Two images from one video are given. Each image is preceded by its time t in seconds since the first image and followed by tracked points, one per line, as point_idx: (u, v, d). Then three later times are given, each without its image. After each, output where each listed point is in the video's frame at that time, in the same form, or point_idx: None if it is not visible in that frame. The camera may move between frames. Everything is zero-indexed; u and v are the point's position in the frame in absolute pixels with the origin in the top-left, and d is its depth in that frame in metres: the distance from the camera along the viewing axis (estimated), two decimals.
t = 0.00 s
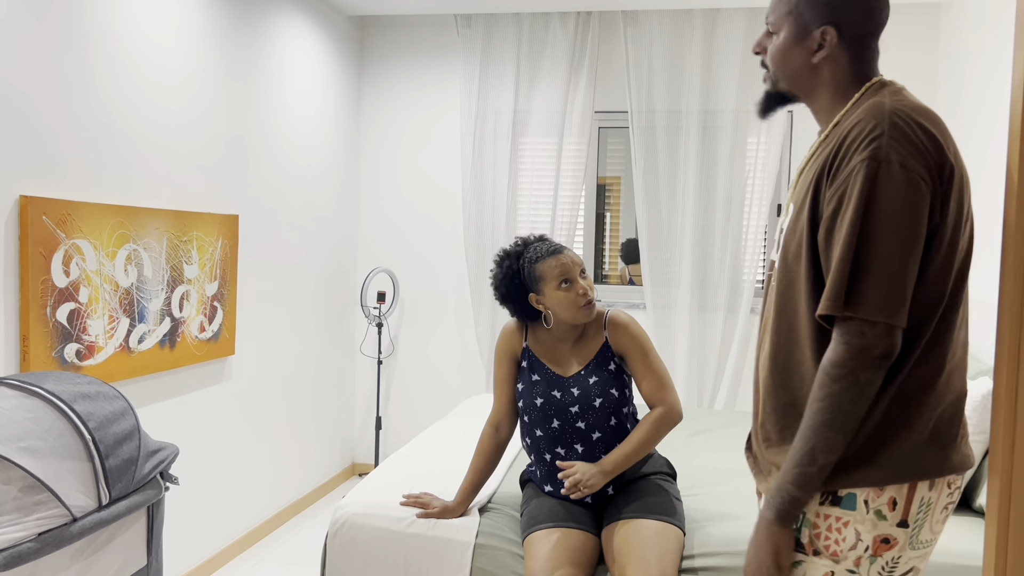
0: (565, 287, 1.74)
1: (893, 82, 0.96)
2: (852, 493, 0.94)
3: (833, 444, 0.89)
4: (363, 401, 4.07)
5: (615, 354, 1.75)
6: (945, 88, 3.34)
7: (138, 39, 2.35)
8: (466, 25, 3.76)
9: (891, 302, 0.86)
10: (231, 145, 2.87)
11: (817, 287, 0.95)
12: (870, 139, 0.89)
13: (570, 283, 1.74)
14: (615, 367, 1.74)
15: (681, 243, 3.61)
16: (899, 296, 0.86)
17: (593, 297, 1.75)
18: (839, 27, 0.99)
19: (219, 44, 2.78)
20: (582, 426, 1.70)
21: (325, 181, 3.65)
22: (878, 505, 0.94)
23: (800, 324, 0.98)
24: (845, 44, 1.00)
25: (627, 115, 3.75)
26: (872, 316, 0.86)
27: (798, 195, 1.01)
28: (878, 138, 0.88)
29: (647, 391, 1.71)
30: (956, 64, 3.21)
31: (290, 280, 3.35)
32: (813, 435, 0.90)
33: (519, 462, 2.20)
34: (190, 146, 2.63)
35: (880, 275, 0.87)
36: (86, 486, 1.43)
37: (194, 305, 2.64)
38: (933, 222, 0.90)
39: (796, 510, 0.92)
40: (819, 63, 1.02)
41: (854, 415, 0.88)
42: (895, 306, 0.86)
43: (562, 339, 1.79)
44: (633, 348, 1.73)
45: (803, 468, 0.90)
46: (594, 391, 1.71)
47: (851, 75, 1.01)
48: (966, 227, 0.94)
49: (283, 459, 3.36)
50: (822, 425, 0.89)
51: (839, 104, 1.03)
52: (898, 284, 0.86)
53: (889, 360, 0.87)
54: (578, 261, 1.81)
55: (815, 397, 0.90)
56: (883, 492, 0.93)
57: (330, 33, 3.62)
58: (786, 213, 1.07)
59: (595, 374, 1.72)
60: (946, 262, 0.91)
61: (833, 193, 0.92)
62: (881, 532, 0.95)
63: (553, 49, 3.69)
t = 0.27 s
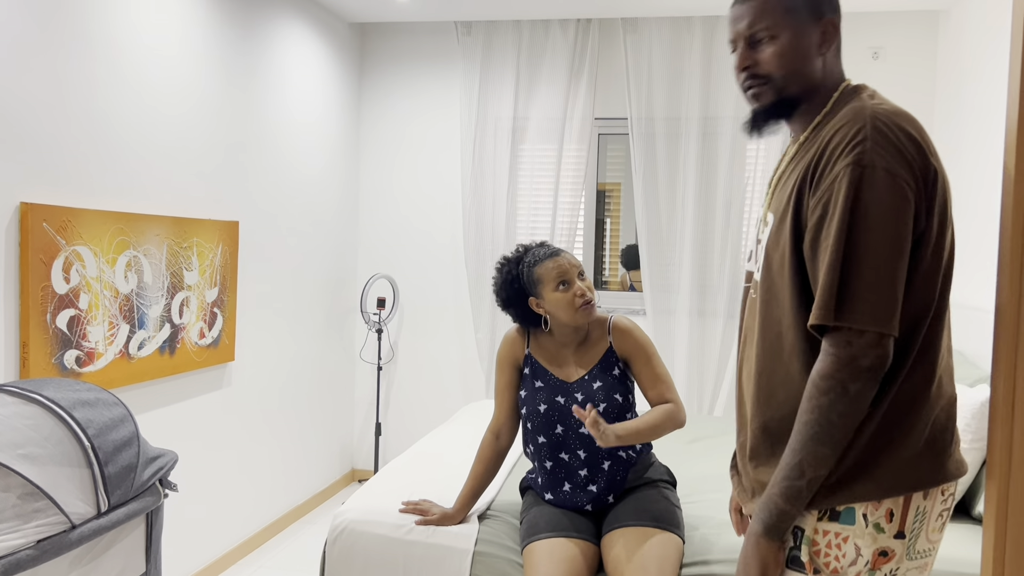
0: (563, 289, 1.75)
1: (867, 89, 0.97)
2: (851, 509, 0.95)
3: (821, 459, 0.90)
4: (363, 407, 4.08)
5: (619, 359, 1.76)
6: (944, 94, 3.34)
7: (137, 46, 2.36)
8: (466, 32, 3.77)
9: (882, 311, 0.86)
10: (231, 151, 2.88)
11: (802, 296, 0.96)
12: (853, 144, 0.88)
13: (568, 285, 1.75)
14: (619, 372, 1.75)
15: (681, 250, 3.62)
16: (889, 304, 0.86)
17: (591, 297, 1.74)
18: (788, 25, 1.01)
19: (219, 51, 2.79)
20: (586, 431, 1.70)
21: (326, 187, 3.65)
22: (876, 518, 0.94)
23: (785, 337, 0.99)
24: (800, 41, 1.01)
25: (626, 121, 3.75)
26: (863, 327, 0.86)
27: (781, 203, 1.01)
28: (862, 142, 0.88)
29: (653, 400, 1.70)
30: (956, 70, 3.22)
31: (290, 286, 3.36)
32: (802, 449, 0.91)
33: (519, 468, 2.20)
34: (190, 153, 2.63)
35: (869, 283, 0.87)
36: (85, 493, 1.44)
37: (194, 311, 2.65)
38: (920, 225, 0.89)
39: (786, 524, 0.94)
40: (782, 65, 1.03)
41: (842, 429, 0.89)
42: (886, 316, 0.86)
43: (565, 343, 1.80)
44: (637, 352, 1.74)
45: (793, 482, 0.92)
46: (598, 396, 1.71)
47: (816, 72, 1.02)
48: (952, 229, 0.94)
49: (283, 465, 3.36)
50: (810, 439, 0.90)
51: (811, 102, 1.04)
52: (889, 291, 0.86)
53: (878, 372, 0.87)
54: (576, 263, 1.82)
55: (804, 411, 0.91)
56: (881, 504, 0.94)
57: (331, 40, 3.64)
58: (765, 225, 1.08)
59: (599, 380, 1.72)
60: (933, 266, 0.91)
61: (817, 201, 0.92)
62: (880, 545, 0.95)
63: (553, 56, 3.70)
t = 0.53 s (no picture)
0: (565, 303, 1.75)
1: (834, 93, 0.98)
2: (841, 520, 0.95)
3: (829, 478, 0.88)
4: (363, 412, 4.08)
5: (621, 366, 1.77)
6: (944, 101, 3.35)
7: (138, 55, 2.37)
8: (467, 39, 3.78)
9: (878, 323, 0.85)
10: (232, 157, 2.88)
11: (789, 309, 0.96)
12: (832, 154, 0.88)
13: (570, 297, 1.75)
14: (620, 378, 1.76)
15: (681, 256, 3.62)
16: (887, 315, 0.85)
17: (593, 309, 1.75)
18: (725, 46, 1.07)
19: (220, 58, 2.80)
20: (588, 437, 1.70)
21: (326, 194, 3.66)
22: (866, 528, 0.95)
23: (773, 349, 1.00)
24: (738, 58, 1.06)
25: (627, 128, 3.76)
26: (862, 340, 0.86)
27: (755, 218, 1.00)
28: (840, 151, 0.88)
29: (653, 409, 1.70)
30: (955, 76, 3.22)
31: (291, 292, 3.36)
32: (808, 470, 0.89)
33: (519, 475, 2.20)
34: (190, 162, 2.64)
35: (865, 295, 0.86)
36: (85, 499, 1.44)
37: (194, 317, 2.65)
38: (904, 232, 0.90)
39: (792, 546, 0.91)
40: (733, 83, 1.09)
41: (847, 447, 0.87)
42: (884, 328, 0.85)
43: (566, 351, 1.80)
44: (637, 359, 1.75)
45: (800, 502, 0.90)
46: (600, 403, 1.72)
47: (762, 83, 1.05)
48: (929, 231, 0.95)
49: (283, 471, 3.36)
50: (818, 458, 0.88)
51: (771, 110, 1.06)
52: (885, 302, 0.86)
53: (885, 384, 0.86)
54: (577, 275, 1.83)
55: (807, 430, 0.89)
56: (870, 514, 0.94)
57: (332, 47, 3.65)
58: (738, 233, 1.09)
59: (600, 387, 1.73)
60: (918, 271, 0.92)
61: (800, 215, 0.91)
62: (870, 554, 0.96)
63: (553, 63, 3.71)
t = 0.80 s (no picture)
0: (565, 306, 1.76)
1: (811, 100, 0.98)
2: (809, 527, 0.95)
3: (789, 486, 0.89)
4: (365, 417, 4.08)
5: (623, 371, 1.77)
6: (945, 108, 3.36)
7: (141, 62, 2.38)
8: (469, 44, 3.80)
9: (833, 330, 0.86)
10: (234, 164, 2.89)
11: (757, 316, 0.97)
12: (793, 161, 0.90)
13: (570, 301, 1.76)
14: (622, 384, 1.77)
15: (683, 261, 3.63)
16: (842, 321, 0.86)
17: (593, 312, 1.76)
18: (707, 53, 1.07)
19: (223, 63, 2.81)
20: (590, 443, 1.71)
21: (328, 199, 3.67)
22: (835, 536, 0.95)
23: (742, 359, 1.00)
24: (722, 64, 1.06)
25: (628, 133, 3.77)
26: (816, 349, 0.86)
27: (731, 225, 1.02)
28: (800, 158, 0.89)
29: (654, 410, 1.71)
30: (957, 81, 3.23)
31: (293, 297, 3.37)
32: (768, 477, 0.90)
33: (520, 480, 2.21)
34: (193, 168, 2.65)
35: (821, 304, 0.87)
36: (90, 503, 1.44)
37: (198, 322, 2.66)
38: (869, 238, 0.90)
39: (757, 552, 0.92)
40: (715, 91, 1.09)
41: (809, 455, 0.88)
42: (841, 337, 0.86)
43: (568, 356, 1.81)
44: (639, 364, 1.76)
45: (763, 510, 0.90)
46: (602, 408, 1.72)
47: (747, 88, 1.05)
48: (904, 235, 0.95)
49: (285, 476, 3.37)
50: (778, 467, 0.89)
51: (754, 115, 1.07)
52: (844, 310, 0.86)
53: (841, 394, 0.86)
54: (577, 278, 1.84)
55: (768, 437, 0.90)
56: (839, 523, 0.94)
57: (335, 52, 3.66)
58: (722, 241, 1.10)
59: (602, 392, 1.74)
60: (887, 278, 0.91)
61: (763, 223, 0.92)
62: (841, 562, 0.96)
63: (555, 68, 3.72)
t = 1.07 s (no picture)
0: (569, 312, 1.76)
1: (792, 108, 1.00)
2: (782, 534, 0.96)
3: (749, 490, 0.91)
4: (368, 422, 4.08)
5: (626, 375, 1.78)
6: (947, 112, 3.36)
7: (145, 68, 2.38)
8: (471, 49, 3.80)
9: (789, 334, 0.88)
10: (237, 169, 2.90)
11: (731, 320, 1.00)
12: (760, 168, 0.93)
13: (574, 306, 1.76)
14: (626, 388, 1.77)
15: (685, 265, 3.63)
16: (799, 326, 0.88)
17: (597, 319, 1.77)
18: (701, 60, 1.08)
19: (227, 70, 2.82)
20: (593, 448, 1.71)
21: (331, 204, 3.68)
22: (807, 545, 0.95)
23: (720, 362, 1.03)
24: (714, 71, 1.07)
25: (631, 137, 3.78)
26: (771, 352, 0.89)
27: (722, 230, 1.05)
28: (767, 166, 0.92)
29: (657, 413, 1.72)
30: (959, 86, 3.23)
31: (296, 302, 3.38)
32: (729, 481, 0.92)
33: (522, 484, 2.21)
34: (197, 174, 2.66)
35: (780, 309, 0.89)
36: (93, 508, 1.45)
37: (200, 327, 2.67)
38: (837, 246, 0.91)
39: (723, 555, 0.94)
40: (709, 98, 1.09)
41: (772, 460, 0.90)
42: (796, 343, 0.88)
43: (572, 360, 1.82)
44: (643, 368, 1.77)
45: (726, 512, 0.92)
46: (605, 412, 1.72)
47: (739, 95, 1.06)
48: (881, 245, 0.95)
49: (288, 481, 3.37)
50: (741, 471, 0.91)
51: (749, 122, 1.07)
52: (804, 315, 0.88)
53: (798, 401, 0.88)
54: (581, 284, 1.83)
55: (731, 441, 0.92)
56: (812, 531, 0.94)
57: (338, 58, 3.68)
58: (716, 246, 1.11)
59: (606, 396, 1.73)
60: (861, 285, 0.92)
61: (734, 228, 0.96)
62: (815, 572, 0.95)
63: (557, 73, 3.73)
